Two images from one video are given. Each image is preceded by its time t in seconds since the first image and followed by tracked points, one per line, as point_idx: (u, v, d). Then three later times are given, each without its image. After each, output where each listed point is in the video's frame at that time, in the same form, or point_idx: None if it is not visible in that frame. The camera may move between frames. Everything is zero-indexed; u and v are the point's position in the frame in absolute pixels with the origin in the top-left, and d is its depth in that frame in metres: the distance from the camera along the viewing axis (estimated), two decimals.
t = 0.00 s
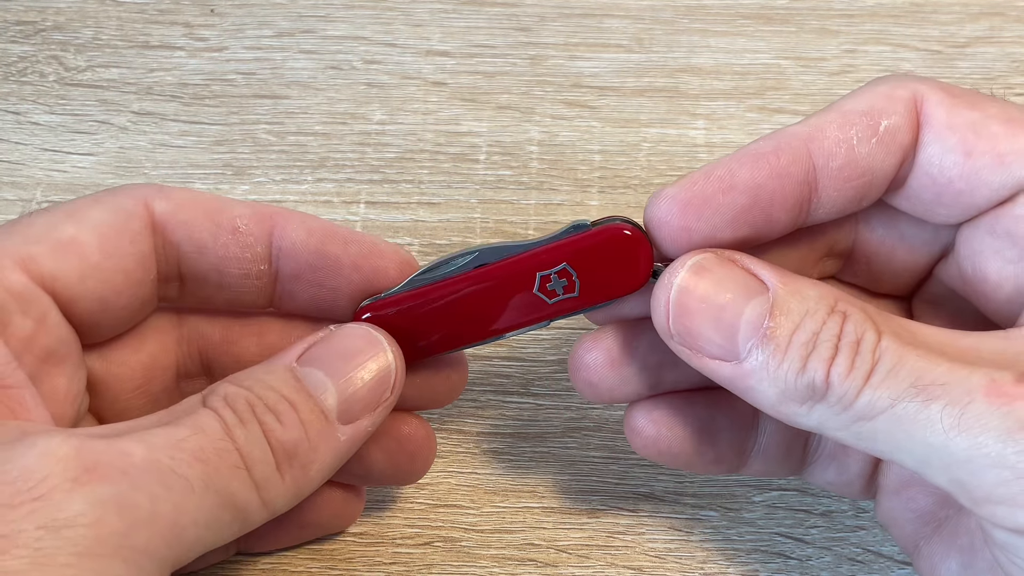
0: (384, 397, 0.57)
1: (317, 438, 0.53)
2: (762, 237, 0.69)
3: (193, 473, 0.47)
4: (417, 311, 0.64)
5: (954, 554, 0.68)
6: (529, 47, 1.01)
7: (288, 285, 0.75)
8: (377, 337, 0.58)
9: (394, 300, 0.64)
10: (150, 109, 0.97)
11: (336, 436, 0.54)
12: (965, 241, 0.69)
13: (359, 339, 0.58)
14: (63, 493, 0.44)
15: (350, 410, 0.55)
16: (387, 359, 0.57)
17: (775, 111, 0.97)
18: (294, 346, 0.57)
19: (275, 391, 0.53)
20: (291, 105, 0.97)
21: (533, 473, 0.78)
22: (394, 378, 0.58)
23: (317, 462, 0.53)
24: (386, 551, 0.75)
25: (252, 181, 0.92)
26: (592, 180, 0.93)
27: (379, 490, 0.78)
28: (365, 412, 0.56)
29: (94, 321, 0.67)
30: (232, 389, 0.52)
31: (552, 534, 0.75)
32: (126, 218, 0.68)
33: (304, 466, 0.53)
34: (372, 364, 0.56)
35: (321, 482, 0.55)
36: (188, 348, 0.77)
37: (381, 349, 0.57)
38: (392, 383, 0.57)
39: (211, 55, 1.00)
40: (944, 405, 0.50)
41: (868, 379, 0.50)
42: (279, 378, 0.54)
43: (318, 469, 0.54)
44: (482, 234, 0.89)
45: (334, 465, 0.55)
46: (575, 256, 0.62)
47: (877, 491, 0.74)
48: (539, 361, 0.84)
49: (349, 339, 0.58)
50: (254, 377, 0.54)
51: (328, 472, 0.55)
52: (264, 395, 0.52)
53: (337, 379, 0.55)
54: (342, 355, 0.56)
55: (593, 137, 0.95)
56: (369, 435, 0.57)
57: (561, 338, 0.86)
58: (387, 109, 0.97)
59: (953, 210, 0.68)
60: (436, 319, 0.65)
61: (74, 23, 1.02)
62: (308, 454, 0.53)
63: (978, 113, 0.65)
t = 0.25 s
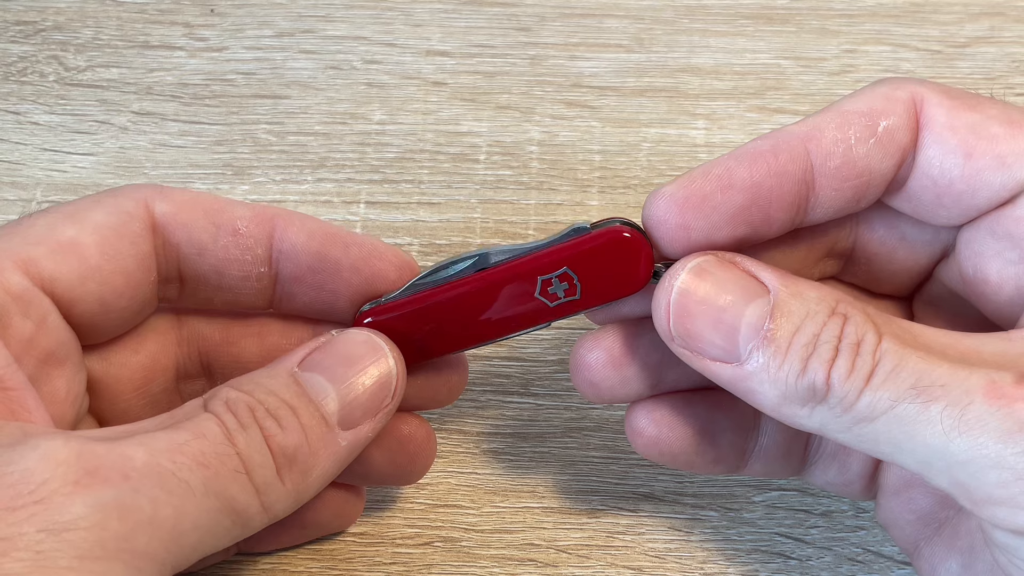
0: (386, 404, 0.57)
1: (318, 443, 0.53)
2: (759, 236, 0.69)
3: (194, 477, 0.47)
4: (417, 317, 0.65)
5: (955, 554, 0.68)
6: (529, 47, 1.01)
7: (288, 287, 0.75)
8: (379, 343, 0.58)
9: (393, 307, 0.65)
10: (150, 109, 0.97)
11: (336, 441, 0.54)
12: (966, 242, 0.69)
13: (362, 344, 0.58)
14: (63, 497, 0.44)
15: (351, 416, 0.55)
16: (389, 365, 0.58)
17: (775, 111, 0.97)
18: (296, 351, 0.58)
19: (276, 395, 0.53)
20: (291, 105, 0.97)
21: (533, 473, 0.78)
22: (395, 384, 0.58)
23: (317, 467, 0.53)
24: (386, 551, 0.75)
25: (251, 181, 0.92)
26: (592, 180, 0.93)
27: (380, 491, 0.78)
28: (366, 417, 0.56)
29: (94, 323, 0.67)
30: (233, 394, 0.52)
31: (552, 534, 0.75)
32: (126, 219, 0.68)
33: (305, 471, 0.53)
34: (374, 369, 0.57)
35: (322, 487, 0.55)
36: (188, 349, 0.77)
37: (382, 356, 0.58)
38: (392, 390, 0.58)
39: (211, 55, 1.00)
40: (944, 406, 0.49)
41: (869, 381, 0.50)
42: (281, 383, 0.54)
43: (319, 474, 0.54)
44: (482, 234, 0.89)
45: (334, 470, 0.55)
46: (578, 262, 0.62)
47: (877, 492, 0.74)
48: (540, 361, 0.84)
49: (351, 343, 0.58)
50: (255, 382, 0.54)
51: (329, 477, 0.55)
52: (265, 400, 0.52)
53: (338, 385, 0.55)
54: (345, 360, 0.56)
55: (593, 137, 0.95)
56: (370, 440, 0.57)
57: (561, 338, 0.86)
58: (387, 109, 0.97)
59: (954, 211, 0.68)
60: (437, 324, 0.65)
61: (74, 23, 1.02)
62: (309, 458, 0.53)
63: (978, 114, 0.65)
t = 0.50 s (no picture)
0: (386, 407, 0.58)
1: (318, 447, 0.53)
2: (759, 236, 0.69)
3: (193, 479, 0.47)
4: (417, 319, 0.65)
5: (955, 555, 0.68)
6: (529, 47, 1.01)
7: (287, 288, 0.75)
8: (380, 346, 0.59)
9: (394, 309, 0.65)
10: (150, 109, 0.97)
11: (336, 445, 0.54)
12: (965, 244, 0.69)
13: (363, 347, 0.58)
14: (63, 499, 0.44)
15: (352, 419, 0.55)
16: (390, 368, 0.58)
17: (775, 110, 0.97)
18: (297, 354, 0.58)
19: (277, 399, 0.53)
20: (291, 105, 0.97)
21: (533, 472, 0.78)
22: (396, 388, 0.58)
23: (318, 471, 0.53)
24: (386, 551, 0.75)
25: (252, 181, 0.92)
26: (592, 180, 0.93)
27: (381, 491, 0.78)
28: (367, 421, 0.56)
29: (92, 323, 0.67)
30: (234, 396, 0.52)
31: (552, 534, 0.75)
32: (125, 219, 0.68)
33: (305, 474, 0.53)
34: (375, 373, 0.57)
35: (321, 491, 0.55)
36: (188, 349, 0.77)
37: (383, 360, 0.58)
38: (393, 394, 0.58)
39: (210, 55, 1.00)
40: (943, 408, 0.50)
41: (868, 383, 0.50)
42: (281, 386, 0.54)
43: (319, 477, 0.54)
44: (482, 234, 0.89)
45: (335, 473, 0.55)
46: (578, 265, 0.62)
47: (877, 492, 0.74)
48: (540, 361, 0.84)
49: (353, 346, 0.58)
50: (256, 384, 0.54)
51: (329, 481, 0.55)
52: (265, 403, 0.52)
53: (339, 388, 0.55)
54: (346, 363, 0.56)
55: (593, 137, 0.95)
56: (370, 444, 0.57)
57: (561, 338, 0.86)
58: (387, 109, 0.97)
59: (954, 211, 0.68)
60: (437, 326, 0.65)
61: (74, 23, 1.02)
62: (310, 462, 0.53)
63: (977, 115, 0.66)
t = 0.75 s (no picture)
0: (387, 410, 0.57)
1: (319, 451, 0.53)
2: (758, 235, 0.69)
3: (193, 482, 0.47)
4: (418, 323, 0.64)
5: (955, 555, 0.68)
6: (529, 47, 1.01)
7: (286, 289, 0.75)
8: (381, 350, 0.59)
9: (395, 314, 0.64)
10: (150, 109, 0.97)
11: (337, 449, 0.54)
12: (965, 244, 0.69)
13: (364, 350, 0.58)
14: (63, 502, 0.44)
15: (353, 423, 0.55)
16: (391, 371, 0.58)
17: (776, 110, 0.97)
18: (298, 357, 0.58)
19: (278, 403, 0.53)
20: (291, 105, 0.97)
21: (533, 472, 0.78)
22: (398, 391, 0.58)
23: (319, 474, 0.53)
24: (386, 551, 0.75)
25: (252, 181, 0.92)
26: (592, 180, 0.93)
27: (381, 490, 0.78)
28: (367, 424, 0.56)
29: (90, 324, 0.67)
30: (234, 399, 0.52)
31: (552, 534, 0.75)
32: (124, 221, 0.68)
33: (306, 478, 0.53)
34: (376, 377, 0.57)
35: (322, 494, 0.55)
36: (187, 350, 0.77)
37: (385, 363, 0.58)
38: (395, 398, 0.58)
39: (210, 55, 1.00)
40: (941, 408, 0.49)
41: (866, 383, 0.50)
42: (282, 391, 0.54)
43: (320, 480, 0.54)
44: (482, 234, 0.89)
45: (336, 476, 0.55)
46: (579, 268, 0.61)
47: (877, 492, 0.74)
48: (540, 361, 0.84)
49: (354, 349, 0.58)
50: (257, 388, 0.54)
51: (330, 484, 0.55)
52: (266, 407, 0.52)
53: (340, 391, 0.55)
54: (347, 367, 0.56)
55: (593, 137, 0.95)
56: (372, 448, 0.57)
57: (561, 338, 0.86)
58: (387, 109, 0.97)
59: (953, 210, 0.68)
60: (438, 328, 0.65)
61: (74, 23, 1.02)
62: (310, 465, 0.53)
63: (977, 115, 0.66)
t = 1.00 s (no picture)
0: (391, 411, 0.57)
1: (321, 454, 0.53)
2: (756, 230, 0.69)
3: (194, 486, 0.47)
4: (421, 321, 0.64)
5: (953, 553, 0.67)
6: (529, 47, 1.01)
7: (285, 289, 0.75)
8: (386, 352, 0.59)
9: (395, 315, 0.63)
10: (150, 109, 0.97)
11: (341, 450, 0.54)
12: (962, 242, 0.69)
13: (367, 351, 0.58)
14: (61, 507, 0.44)
15: (355, 424, 0.55)
16: (393, 372, 0.58)
17: (775, 111, 0.97)
18: (302, 357, 0.58)
19: (280, 404, 0.53)
20: (291, 105, 0.97)
21: (533, 472, 0.78)
22: (401, 393, 0.58)
23: (321, 476, 0.53)
24: (386, 551, 0.75)
25: (252, 181, 0.92)
26: (592, 180, 0.93)
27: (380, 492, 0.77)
28: (371, 425, 0.56)
29: (88, 327, 0.67)
30: (236, 401, 0.53)
31: (552, 534, 0.75)
32: (121, 222, 0.68)
33: (308, 480, 0.53)
34: (378, 377, 0.57)
35: (326, 497, 0.55)
36: (186, 351, 0.77)
37: (388, 364, 0.58)
38: (397, 398, 0.58)
39: (210, 56, 1.00)
40: (936, 402, 0.49)
41: (862, 376, 0.50)
42: (285, 392, 0.54)
43: (322, 483, 0.54)
44: (482, 234, 0.89)
45: (338, 479, 0.55)
46: (583, 265, 0.61)
47: (875, 491, 0.74)
48: (539, 361, 0.84)
49: (357, 350, 0.58)
50: (259, 389, 0.54)
51: (332, 486, 0.55)
52: (268, 408, 0.52)
53: (342, 392, 0.55)
54: (349, 368, 0.57)
55: (593, 137, 0.95)
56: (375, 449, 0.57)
57: (561, 338, 0.86)
58: (387, 109, 0.97)
59: (949, 207, 0.67)
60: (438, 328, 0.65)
61: (74, 23, 1.02)
62: (313, 467, 0.53)
63: (975, 111, 0.65)
